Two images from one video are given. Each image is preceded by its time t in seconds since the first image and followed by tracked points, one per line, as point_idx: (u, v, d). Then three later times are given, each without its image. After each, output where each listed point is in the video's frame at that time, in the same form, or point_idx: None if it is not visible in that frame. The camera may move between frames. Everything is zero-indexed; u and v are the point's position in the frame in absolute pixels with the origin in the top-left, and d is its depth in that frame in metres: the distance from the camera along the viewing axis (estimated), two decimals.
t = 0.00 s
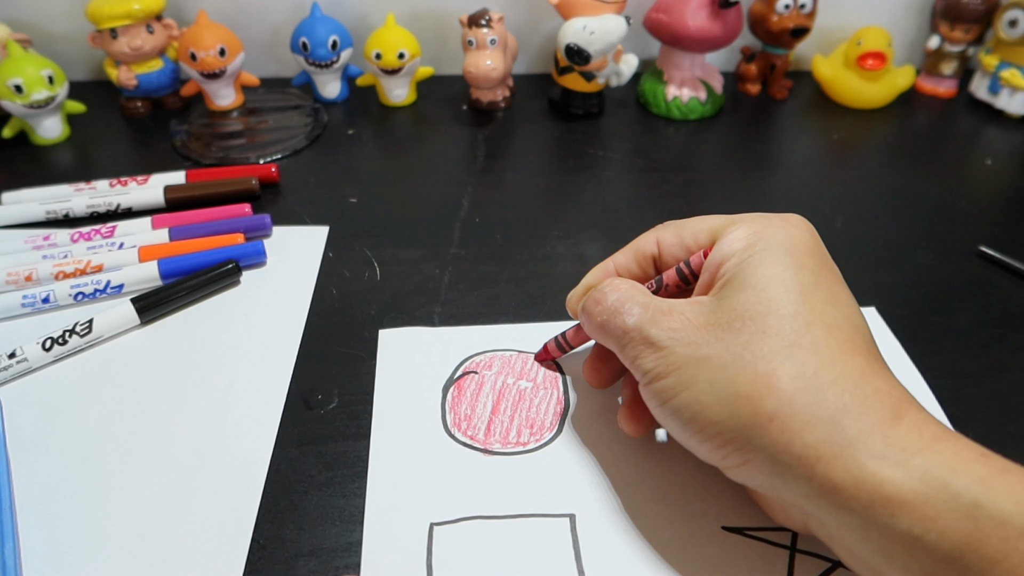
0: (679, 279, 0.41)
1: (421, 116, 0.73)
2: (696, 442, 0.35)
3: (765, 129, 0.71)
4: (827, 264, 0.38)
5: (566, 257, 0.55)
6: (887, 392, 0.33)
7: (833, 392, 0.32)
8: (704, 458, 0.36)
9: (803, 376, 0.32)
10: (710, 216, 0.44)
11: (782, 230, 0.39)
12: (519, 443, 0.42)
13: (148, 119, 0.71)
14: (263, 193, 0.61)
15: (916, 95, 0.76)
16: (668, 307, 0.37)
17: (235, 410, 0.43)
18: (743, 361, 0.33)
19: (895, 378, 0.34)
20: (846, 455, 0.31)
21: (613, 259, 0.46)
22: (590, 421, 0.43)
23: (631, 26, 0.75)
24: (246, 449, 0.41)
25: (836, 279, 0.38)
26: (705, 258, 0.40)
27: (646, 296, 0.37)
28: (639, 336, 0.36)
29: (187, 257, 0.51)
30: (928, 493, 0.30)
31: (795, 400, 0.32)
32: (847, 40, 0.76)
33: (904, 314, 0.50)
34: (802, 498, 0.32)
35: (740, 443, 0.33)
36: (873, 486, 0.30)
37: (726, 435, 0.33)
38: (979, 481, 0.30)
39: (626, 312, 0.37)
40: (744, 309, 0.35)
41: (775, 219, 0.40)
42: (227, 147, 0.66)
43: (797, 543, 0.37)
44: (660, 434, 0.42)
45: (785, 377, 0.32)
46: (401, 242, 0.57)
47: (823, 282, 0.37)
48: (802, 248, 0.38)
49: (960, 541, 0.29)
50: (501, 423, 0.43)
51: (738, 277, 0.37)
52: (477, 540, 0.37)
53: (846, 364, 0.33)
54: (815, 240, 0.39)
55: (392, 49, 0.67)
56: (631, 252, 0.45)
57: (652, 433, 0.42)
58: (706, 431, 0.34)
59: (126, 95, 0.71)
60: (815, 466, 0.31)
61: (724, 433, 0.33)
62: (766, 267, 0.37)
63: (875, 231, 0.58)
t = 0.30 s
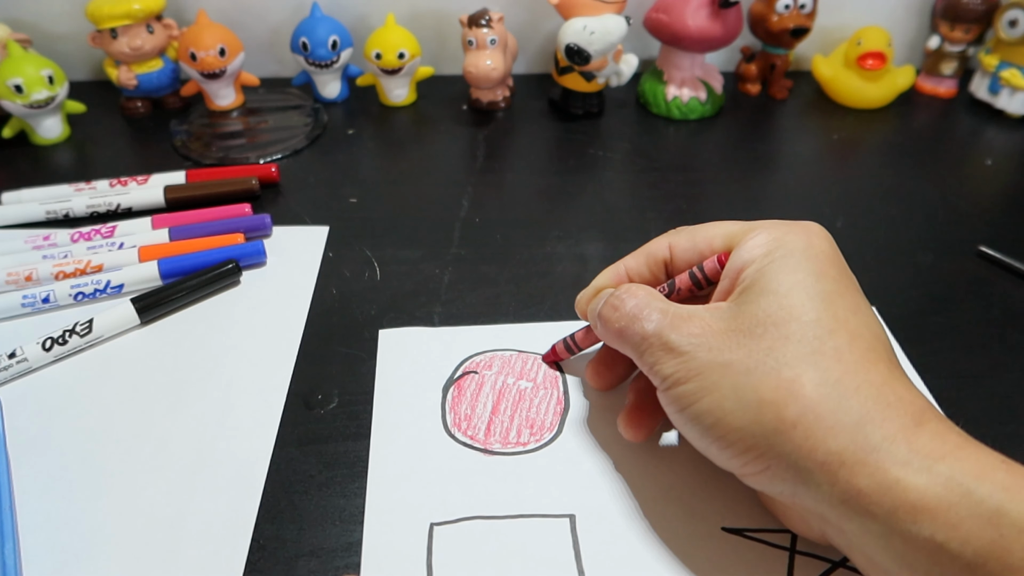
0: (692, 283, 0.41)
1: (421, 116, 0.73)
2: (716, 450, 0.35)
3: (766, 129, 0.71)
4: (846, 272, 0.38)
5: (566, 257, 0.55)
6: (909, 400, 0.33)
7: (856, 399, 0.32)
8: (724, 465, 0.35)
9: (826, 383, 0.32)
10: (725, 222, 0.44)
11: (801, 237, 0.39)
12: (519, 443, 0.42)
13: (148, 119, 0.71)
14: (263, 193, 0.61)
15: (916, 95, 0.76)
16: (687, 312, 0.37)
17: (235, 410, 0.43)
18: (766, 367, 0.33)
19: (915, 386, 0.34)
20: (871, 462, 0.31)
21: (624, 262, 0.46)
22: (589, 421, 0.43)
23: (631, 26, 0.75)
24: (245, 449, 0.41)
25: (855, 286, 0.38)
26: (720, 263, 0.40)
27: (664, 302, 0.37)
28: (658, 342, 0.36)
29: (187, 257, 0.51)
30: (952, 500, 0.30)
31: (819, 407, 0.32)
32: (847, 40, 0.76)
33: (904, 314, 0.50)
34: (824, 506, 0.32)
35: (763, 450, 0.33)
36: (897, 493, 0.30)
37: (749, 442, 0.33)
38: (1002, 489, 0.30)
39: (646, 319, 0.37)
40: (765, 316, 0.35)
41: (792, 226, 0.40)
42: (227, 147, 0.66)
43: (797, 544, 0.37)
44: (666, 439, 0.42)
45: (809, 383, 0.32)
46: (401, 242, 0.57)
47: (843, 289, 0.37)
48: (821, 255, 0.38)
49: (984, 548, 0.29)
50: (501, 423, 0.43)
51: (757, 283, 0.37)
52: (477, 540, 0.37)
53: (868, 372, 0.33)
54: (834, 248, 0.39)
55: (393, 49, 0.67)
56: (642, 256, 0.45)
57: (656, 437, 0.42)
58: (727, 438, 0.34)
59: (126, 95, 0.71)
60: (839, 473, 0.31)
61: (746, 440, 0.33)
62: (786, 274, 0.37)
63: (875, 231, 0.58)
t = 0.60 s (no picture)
0: (704, 279, 0.40)
1: (421, 116, 0.73)
2: (734, 449, 0.34)
3: (766, 129, 0.71)
4: (853, 272, 0.38)
5: (566, 257, 0.55)
6: (926, 399, 0.33)
7: (875, 399, 0.32)
8: (741, 465, 0.35)
9: (846, 381, 0.32)
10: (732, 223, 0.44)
11: (810, 238, 0.39)
12: (519, 443, 0.42)
13: (148, 119, 0.71)
14: (263, 192, 0.61)
15: (916, 95, 0.76)
16: (697, 307, 0.36)
17: (236, 410, 0.43)
18: (784, 365, 0.33)
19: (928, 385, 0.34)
20: (892, 462, 0.31)
21: (633, 270, 0.45)
22: (588, 421, 0.43)
23: (631, 26, 0.75)
24: (245, 450, 0.41)
25: (864, 287, 0.38)
26: (730, 255, 0.39)
27: (672, 296, 0.36)
28: (669, 337, 0.35)
29: (187, 257, 0.51)
30: (973, 499, 0.30)
31: (840, 406, 0.32)
32: (847, 39, 0.76)
33: (904, 314, 0.50)
34: (845, 507, 0.32)
35: (783, 450, 0.32)
36: (918, 492, 0.30)
37: (769, 442, 0.33)
38: (1020, 487, 0.31)
39: (653, 311, 0.36)
40: (780, 313, 0.35)
41: (798, 226, 0.40)
42: (227, 147, 0.66)
43: (798, 544, 0.37)
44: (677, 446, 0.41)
45: (828, 382, 0.32)
46: (401, 242, 0.57)
47: (854, 288, 0.37)
48: (830, 255, 0.38)
49: (1003, 546, 0.30)
50: (501, 423, 0.43)
51: (769, 281, 0.37)
52: (477, 540, 0.37)
53: (885, 371, 0.33)
54: (840, 248, 0.39)
55: (393, 49, 0.67)
56: (652, 263, 0.45)
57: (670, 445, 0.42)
58: (746, 438, 0.33)
59: (126, 95, 0.71)
60: (861, 472, 0.31)
61: (766, 440, 0.33)
62: (798, 273, 0.36)
63: (875, 231, 0.58)
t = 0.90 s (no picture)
0: (697, 283, 0.39)
1: (421, 116, 0.73)
2: (742, 455, 0.34)
3: (766, 129, 0.71)
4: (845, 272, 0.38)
5: (566, 257, 0.55)
6: (929, 396, 0.33)
7: (880, 398, 0.32)
8: (750, 470, 0.35)
9: (849, 383, 0.32)
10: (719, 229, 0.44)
11: (801, 240, 0.39)
12: (520, 443, 0.42)
13: (148, 119, 0.71)
14: (263, 192, 0.61)
15: (916, 95, 0.76)
16: (693, 311, 0.35)
17: (236, 410, 0.43)
18: (788, 367, 0.32)
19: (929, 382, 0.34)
20: (901, 461, 0.31)
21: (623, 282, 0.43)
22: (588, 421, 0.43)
23: (631, 26, 0.75)
24: (245, 450, 0.41)
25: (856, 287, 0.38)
26: (721, 256, 0.39)
27: (666, 301, 0.36)
28: (666, 343, 0.35)
29: (187, 257, 0.51)
30: (983, 494, 0.30)
31: (846, 407, 0.32)
32: (847, 39, 0.76)
33: (903, 314, 0.50)
34: (856, 507, 0.32)
35: (790, 454, 0.32)
36: (928, 490, 0.30)
37: (778, 446, 0.32)
38: None
39: (647, 316, 0.35)
40: (779, 316, 0.34)
41: (789, 228, 0.40)
42: (227, 147, 0.66)
43: (798, 544, 0.37)
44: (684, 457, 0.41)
45: (832, 383, 0.32)
46: (401, 242, 0.57)
47: (850, 288, 0.37)
48: (824, 255, 0.38)
49: (1014, 542, 0.29)
50: (502, 423, 0.43)
51: (766, 284, 0.36)
52: (477, 540, 0.37)
53: (887, 370, 0.33)
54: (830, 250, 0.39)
55: (393, 49, 0.67)
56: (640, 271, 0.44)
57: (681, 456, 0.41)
58: (754, 443, 0.33)
59: (126, 94, 0.71)
60: (871, 473, 0.31)
61: (774, 444, 0.32)
62: (794, 275, 0.36)
63: (875, 231, 0.58)
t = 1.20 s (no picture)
0: (715, 257, 0.40)
1: (421, 116, 0.73)
2: (776, 425, 0.33)
3: (766, 128, 0.71)
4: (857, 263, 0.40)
5: (566, 257, 0.55)
6: (948, 379, 0.35)
7: (915, 376, 0.33)
8: (779, 442, 0.34)
9: (892, 358, 0.33)
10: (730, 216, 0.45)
11: (818, 227, 0.41)
12: (520, 443, 0.42)
13: (148, 118, 0.71)
14: (263, 193, 0.61)
15: (916, 95, 0.76)
16: (730, 278, 0.34)
17: (236, 410, 0.43)
18: (835, 340, 0.33)
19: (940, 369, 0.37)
20: (937, 434, 0.32)
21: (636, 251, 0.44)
22: (588, 421, 0.43)
23: (631, 26, 0.75)
24: (246, 450, 0.41)
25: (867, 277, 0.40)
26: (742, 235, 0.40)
27: (698, 266, 0.34)
28: (706, 307, 0.33)
29: (187, 257, 0.51)
30: (1008, 468, 0.32)
31: (888, 382, 0.32)
32: (847, 39, 0.76)
33: (903, 314, 0.50)
34: (889, 480, 0.33)
35: (835, 424, 0.32)
36: (961, 461, 0.32)
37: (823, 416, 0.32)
38: None
39: (683, 279, 0.33)
40: (815, 293, 0.35)
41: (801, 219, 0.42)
42: (227, 147, 0.66)
43: (799, 544, 0.37)
44: (678, 456, 0.41)
45: (876, 358, 0.33)
46: (401, 242, 0.57)
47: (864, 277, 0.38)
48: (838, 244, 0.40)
49: None
50: (502, 423, 0.43)
51: (795, 264, 0.37)
52: (477, 540, 0.37)
53: (914, 352, 0.35)
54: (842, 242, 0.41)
55: (392, 49, 0.67)
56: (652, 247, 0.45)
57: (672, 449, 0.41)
58: (796, 413, 0.32)
59: (126, 94, 0.71)
60: (910, 445, 0.32)
61: (818, 414, 0.32)
62: (821, 259, 0.37)
63: (875, 231, 0.58)
